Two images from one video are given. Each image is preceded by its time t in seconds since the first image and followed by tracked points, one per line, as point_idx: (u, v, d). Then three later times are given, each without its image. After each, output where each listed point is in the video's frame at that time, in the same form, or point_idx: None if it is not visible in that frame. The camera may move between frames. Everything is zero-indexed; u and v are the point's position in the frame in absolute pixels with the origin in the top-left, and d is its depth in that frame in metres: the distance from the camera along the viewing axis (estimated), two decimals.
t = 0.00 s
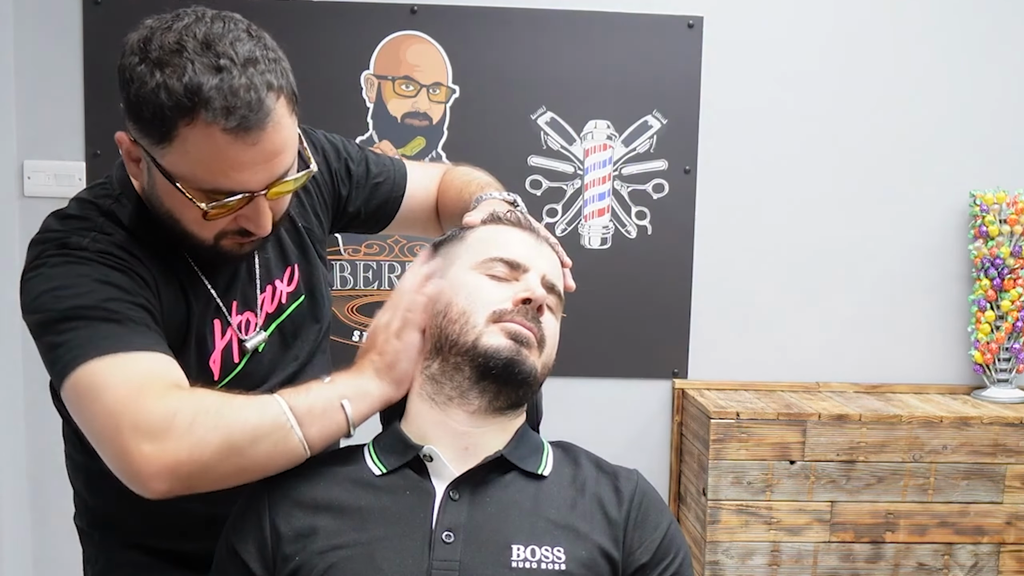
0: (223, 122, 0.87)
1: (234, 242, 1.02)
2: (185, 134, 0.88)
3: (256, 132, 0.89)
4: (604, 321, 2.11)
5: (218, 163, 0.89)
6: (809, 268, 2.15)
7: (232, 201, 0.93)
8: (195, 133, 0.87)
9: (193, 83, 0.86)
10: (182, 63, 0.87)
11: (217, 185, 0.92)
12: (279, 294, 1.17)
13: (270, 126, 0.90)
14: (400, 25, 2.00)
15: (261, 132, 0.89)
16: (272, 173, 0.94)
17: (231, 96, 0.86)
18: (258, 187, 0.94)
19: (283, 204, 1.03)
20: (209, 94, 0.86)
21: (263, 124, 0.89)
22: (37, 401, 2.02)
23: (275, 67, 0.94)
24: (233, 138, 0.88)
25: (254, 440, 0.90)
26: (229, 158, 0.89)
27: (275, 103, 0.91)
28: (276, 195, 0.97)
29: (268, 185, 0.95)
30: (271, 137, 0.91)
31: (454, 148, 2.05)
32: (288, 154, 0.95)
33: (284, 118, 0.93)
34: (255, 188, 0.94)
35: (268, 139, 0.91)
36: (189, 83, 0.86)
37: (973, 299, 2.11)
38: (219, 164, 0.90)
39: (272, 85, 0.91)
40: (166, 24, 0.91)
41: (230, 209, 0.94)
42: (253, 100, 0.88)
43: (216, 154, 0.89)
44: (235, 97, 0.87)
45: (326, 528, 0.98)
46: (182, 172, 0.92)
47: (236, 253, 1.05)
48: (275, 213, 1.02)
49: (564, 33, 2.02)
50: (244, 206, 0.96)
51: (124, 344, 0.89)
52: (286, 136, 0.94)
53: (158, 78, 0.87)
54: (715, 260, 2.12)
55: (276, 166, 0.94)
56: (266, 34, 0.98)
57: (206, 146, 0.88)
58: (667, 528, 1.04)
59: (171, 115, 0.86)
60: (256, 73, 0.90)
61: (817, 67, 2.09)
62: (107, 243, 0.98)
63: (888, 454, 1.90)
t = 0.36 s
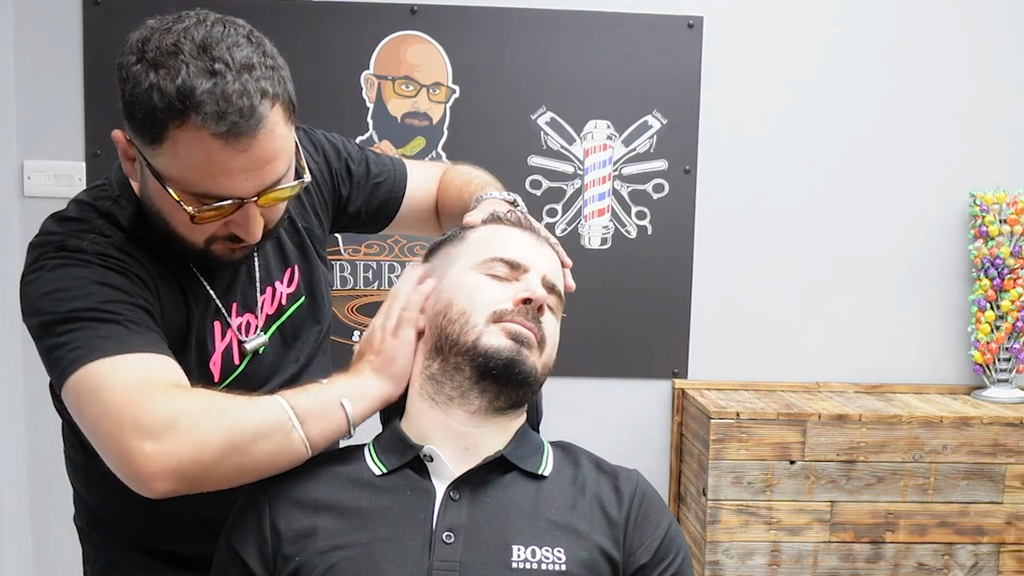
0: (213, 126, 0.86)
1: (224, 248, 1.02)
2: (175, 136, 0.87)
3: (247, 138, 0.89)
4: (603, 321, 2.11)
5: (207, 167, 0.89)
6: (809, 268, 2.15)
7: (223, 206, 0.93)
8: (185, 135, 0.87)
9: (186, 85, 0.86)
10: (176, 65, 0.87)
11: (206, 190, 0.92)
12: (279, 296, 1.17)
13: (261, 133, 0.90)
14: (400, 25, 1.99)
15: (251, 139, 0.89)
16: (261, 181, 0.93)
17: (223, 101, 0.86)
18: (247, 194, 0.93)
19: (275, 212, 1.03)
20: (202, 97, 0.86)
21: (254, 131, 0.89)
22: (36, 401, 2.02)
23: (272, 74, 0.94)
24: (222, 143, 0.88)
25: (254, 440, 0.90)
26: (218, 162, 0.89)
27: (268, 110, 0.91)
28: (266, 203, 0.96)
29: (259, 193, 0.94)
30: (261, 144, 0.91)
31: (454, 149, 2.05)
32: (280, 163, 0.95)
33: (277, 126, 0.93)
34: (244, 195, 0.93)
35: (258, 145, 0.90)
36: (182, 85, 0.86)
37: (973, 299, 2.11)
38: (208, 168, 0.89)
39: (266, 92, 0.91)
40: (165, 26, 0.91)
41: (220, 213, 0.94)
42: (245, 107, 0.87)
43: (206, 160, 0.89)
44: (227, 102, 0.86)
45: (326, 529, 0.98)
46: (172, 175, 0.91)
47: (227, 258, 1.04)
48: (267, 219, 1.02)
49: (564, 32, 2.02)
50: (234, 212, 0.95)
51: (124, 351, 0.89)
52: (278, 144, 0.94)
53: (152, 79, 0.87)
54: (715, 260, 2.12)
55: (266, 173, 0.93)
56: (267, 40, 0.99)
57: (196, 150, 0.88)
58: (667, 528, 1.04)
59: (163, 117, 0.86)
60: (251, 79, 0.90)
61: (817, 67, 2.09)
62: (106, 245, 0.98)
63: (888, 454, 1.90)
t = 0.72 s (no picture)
0: (219, 132, 0.86)
1: (238, 246, 1.02)
2: (182, 144, 0.88)
3: (252, 138, 0.89)
4: (603, 321, 2.11)
5: (216, 172, 0.90)
6: (809, 268, 2.15)
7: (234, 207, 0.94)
8: (192, 143, 0.87)
9: (187, 93, 0.86)
10: (173, 74, 0.86)
11: (218, 194, 0.92)
12: (279, 295, 1.17)
13: (265, 131, 0.90)
14: (400, 25, 1.99)
15: (256, 138, 0.89)
16: (269, 176, 0.94)
17: (225, 105, 0.86)
18: (257, 191, 0.94)
19: (282, 205, 1.03)
20: (204, 103, 0.85)
21: (258, 131, 0.89)
22: (36, 401, 2.02)
23: (268, 70, 0.94)
24: (229, 146, 0.88)
25: (254, 440, 0.90)
26: (226, 166, 0.89)
27: (269, 108, 0.91)
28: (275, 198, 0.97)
29: (268, 189, 0.95)
30: (266, 142, 0.91)
31: (454, 148, 2.05)
32: (284, 156, 0.95)
33: (279, 120, 0.93)
34: (255, 193, 0.94)
35: (263, 144, 0.90)
36: (183, 93, 0.86)
37: (973, 299, 2.11)
38: (217, 173, 0.90)
39: (265, 90, 0.91)
40: (155, 34, 0.90)
41: (232, 214, 0.95)
42: (247, 107, 0.87)
43: (213, 165, 0.89)
44: (229, 106, 0.86)
45: (327, 529, 0.98)
46: (182, 184, 0.92)
47: (240, 255, 1.05)
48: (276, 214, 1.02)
49: (563, 32, 2.02)
50: (245, 211, 0.96)
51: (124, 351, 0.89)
52: (281, 139, 0.94)
53: (151, 90, 0.86)
54: (715, 260, 2.12)
55: (274, 169, 0.94)
56: (257, 35, 0.98)
57: (203, 156, 0.88)
58: (668, 528, 1.04)
59: (167, 128, 0.86)
60: (250, 79, 0.90)
61: (817, 67, 2.09)
62: (105, 245, 0.98)
63: (888, 454, 1.90)
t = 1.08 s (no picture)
0: (220, 133, 0.86)
1: (242, 245, 1.02)
2: (184, 148, 0.88)
3: (253, 138, 0.89)
4: (603, 321, 2.11)
5: (219, 175, 0.90)
6: (809, 268, 2.15)
7: (238, 208, 0.94)
8: (194, 146, 0.87)
9: (187, 96, 0.85)
10: (172, 77, 0.86)
11: (222, 196, 0.93)
12: (279, 294, 1.17)
13: (265, 131, 0.90)
14: (400, 25, 1.99)
15: (257, 138, 0.89)
16: (272, 175, 0.94)
17: (225, 106, 0.86)
18: (261, 190, 0.94)
19: (285, 202, 1.03)
20: (204, 106, 0.85)
21: (258, 130, 0.89)
22: (36, 401, 2.02)
23: (265, 69, 0.94)
24: (230, 147, 0.88)
25: (254, 443, 0.90)
26: (228, 167, 0.89)
27: (268, 107, 0.91)
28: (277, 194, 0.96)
29: (271, 188, 0.95)
30: (266, 141, 0.91)
31: (454, 148, 2.05)
32: (285, 155, 0.95)
33: (278, 119, 0.93)
34: (258, 192, 0.94)
35: (264, 143, 0.91)
36: (182, 96, 0.85)
37: (973, 299, 2.11)
38: (220, 175, 0.90)
39: (264, 89, 0.91)
40: (151, 38, 0.89)
41: (236, 215, 0.95)
42: (247, 107, 0.87)
43: (217, 166, 0.89)
44: (229, 107, 0.86)
45: (327, 529, 0.98)
46: (185, 187, 0.92)
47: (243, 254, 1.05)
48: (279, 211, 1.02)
49: (563, 32, 2.02)
50: (248, 211, 0.96)
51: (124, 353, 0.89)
52: (282, 137, 0.94)
53: (151, 95, 0.86)
54: (715, 260, 2.12)
55: (276, 167, 0.94)
56: (253, 35, 0.98)
57: (205, 159, 0.88)
58: (667, 528, 1.04)
59: (167, 131, 0.86)
60: (248, 79, 0.90)
61: (817, 67, 2.09)
62: (104, 246, 0.98)
63: (888, 454, 1.90)
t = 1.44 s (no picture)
0: (218, 132, 0.86)
1: (243, 244, 1.02)
2: (183, 148, 0.88)
3: (251, 136, 0.89)
4: (603, 321, 2.11)
5: (219, 173, 0.90)
6: (809, 268, 2.15)
7: (239, 206, 0.94)
8: (193, 146, 0.87)
9: (183, 96, 0.86)
10: (168, 78, 0.86)
11: (223, 195, 0.93)
12: (279, 294, 1.17)
13: (263, 128, 0.90)
14: (400, 26, 1.99)
15: (255, 135, 0.89)
16: (272, 172, 0.94)
17: (222, 105, 0.86)
18: (261, 187, 0.94)
19: (286, 199, 1.03)
20: (201, 105, 0.85)
21: (256, 128, 0.89)
22: (36, 401, 2.02)
23: (261, 67, 0.94)
24: (229, 146, 0.88)
25: (256, 435, 0.90)
26: (228, 165, 0.89)
27: (265, 104, 0.91)
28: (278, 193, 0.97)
29: (271, 185, 0.95)
30: (265, 139, 0.91)
31: (454, 149, 2.05)
32: (284, 153, 0.95)
33: (275, 116, 0.93)
34: (259, 190, 0.94)
35: (262, 140, 0.91)
36: (179, 97, 0.86)
37: (973, 299, 2.11)
38: (220, 174, 0.90)
39: (260, 87, 0.91)
40: (146, 39, 0.89)
41: (237, 214, 0.95)
42: (244, 105, 0.87)
43: (216, 166, 0.89)
44: (226, 105, 0.86)
45: (326, 528, 0.98)
46: (185, 188, 0.92)
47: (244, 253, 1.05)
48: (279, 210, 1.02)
49: (563, 32, 2.02)
50: (249, 210, 0.96)
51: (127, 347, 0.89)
52: (280, 134, 0.94)
53: (147, 97, 0.86)
54: (715, 260, 2.12)
55: (275, 164, 0.94)
56: (246, 33, 0.98)
57: (205, 159, 0.88)
58: (667, 527, 1.04)
59: (165, 132, 0.86)
60: (244, 77, 0.90)
61: (817, 67, 2.09)
62: (106, 243, 0.98)
63: (888, 454, 1.90)
